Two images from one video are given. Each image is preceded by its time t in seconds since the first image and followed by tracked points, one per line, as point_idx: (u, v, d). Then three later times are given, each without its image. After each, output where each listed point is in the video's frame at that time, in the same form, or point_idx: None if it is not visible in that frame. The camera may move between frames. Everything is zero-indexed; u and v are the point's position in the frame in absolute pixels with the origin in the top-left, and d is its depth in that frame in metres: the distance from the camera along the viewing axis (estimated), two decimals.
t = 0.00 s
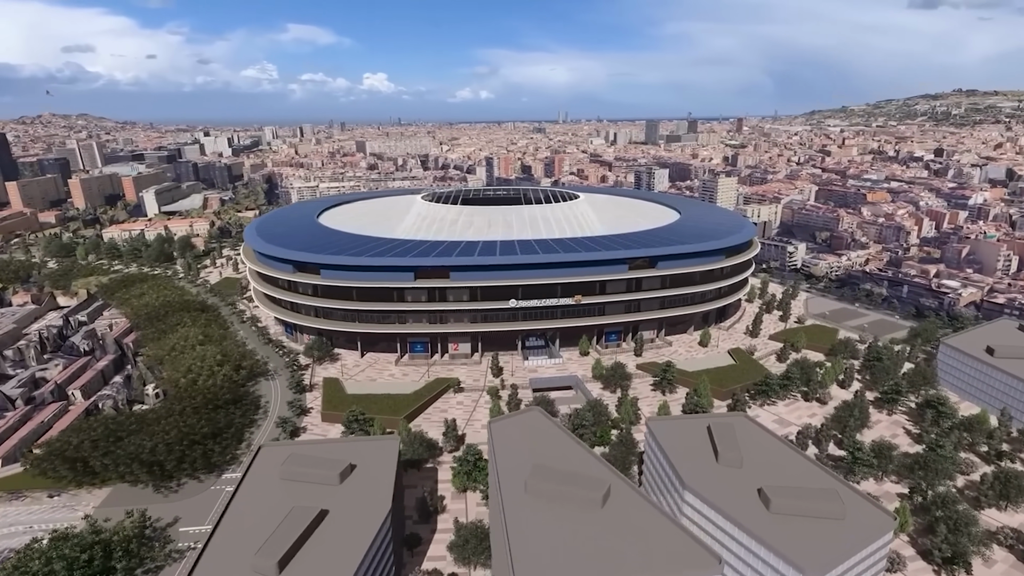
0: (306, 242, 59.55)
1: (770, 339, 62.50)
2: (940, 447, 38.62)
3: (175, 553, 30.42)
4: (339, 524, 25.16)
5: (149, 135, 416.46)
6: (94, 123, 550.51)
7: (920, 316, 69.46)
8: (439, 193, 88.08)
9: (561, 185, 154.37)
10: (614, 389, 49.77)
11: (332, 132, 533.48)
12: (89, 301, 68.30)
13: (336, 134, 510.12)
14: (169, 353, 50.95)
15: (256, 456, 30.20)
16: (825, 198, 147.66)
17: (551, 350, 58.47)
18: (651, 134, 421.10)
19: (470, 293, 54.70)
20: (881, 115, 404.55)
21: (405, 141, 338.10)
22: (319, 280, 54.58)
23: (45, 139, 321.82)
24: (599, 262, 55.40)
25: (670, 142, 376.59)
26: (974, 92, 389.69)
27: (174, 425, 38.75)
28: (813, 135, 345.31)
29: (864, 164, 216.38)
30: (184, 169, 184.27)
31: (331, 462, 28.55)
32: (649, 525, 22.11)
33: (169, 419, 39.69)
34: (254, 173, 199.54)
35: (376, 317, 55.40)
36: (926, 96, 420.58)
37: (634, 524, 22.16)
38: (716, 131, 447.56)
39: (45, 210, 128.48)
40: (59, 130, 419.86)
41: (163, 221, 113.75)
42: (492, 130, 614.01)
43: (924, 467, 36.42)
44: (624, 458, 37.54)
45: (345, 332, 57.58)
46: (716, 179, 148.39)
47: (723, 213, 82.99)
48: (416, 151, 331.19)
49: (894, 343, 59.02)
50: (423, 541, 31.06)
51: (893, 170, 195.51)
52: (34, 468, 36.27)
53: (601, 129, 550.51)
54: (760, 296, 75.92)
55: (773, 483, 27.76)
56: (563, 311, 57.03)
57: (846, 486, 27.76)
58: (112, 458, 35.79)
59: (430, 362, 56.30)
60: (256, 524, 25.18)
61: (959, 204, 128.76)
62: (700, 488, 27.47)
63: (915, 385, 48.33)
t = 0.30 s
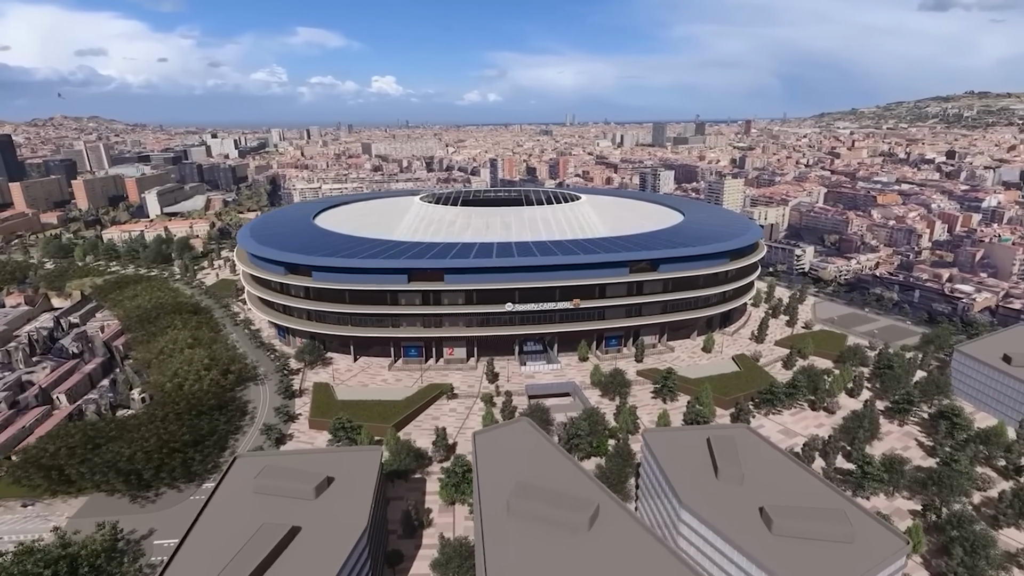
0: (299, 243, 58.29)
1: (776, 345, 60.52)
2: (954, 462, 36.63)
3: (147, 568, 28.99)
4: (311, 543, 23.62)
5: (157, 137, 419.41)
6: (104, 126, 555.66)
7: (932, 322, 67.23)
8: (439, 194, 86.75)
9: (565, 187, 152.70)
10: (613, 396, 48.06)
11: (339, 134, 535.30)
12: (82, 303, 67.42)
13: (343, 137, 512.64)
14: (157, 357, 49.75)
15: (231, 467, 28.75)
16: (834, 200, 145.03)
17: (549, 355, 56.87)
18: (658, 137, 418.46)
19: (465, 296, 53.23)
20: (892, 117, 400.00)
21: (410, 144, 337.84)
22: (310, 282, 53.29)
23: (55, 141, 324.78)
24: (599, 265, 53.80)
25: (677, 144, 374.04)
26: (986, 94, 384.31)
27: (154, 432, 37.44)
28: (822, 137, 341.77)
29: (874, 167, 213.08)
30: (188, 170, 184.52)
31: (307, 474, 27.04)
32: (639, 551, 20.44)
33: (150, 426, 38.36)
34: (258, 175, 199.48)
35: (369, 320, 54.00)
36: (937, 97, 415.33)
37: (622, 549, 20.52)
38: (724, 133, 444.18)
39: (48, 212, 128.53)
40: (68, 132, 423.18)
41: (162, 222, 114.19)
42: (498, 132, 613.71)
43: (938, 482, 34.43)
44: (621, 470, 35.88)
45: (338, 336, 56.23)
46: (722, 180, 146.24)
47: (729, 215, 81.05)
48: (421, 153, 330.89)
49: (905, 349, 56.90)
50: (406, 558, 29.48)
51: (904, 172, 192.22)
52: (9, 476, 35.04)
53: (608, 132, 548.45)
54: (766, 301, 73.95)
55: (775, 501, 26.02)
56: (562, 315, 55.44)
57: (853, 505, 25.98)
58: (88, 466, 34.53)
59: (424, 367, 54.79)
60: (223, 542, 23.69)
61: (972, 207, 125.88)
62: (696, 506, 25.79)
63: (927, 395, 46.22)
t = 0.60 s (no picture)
0: (292, 244, 57.09)
1: (783, 350, 58.58)
2: (971, 477, 34.65)
3: None
4: (279, 562, 22.09)
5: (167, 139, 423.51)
6: (115, 128, 561.18)
7: (945, 328, 64.97)
8: (438, 196, 85.57)
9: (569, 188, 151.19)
10: (611, 404, 46.43)
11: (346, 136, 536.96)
12: (75, 304, 66.51)
13: (350, 138, 514.20)
14: (145, 360, 48.62)
15: (203, 479, 27.39)
16: (843, 203, 142.40)
17: (547, 360, 55.27)
18: (666, 140, 416.14)
19: (459, 299, 51.78)
20: (903, 119, 395.05)
21: (416, 145, 337.64)
22: (302, 284, 52.10)
23: (64, 142, 327.85)
24: (599, 268, 52.24)
25: (685, 146, 371.70)
26: (1000, 96, 378.61)
27: (133, 438, 36.21)
28: (831, 140, 337.85)
29: (886, 169, 209.67)
30: (193, 172, 184.93)
31: (281, 487, 25.58)
32: None
33: (130, 432, 37.11)
34: (262, 177, 199.51)
35: (361, 323, 52.71)
36: (950, 100, 409.68)
37: None
38: (732, 135, 440.88)
39: (51, 212, 128.67)
40: (79, 134, 427.16)
41: (163, 222, 113.73)
42: (504, 134, 613.34)
43: (953, 499, 32.50)
44: (616, 483, 34.24)
45: (331, 339, 54.99)
46: (729, 182, 144.07)
47: (734, 217, 79.16)
48: (427, 155, 330.51)
49: (917, 356, 54.80)
50: None
51: (916, 174, 188.84)
52: None
53: (615, 134, 546.57)
54: (772, 305, 71.94)
55: (777, 523, 24.26)
56: (560, 319, 53.88)
57: (860, 525, 24.23)
58: (64, 474, 33.29)
59: (418, 372, 53.39)
60: (186, 561, 22.19)
61: (986, 210, 123.06)
62: (693, 526, 24.07)
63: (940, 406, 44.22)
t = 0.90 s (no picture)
0: (285, 245, 56.01)
1: (790, 357, 56.61)
2: (987, 494, 32.70)
3: None
4: None
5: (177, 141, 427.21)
6: (127, 130, 567.12)
7: (959, 334, 62.69)
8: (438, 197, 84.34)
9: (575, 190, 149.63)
10: (609, 412, 44.81)
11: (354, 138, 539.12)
12: (69, 306, 65.77)
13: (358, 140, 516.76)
14: (133, 363, 47.59)
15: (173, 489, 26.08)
16: (854, 205, 139.70)
17: (545, 365, 53.70)
18: (674, 142, 413.52)
19: (454, 302, 50.39)
20: (915, 121, 389.79)
21: (423, 147, 337.63)
22: (293, 285, 50.95)
23: (76, 143, 331.55)
24: (598, 270, 50.61)
25: (693, 148, 368.92)
26: (1015, 97, 372.55)
27: (112, 445, 35.06)
28: (842, 142, 333.64)
29: (897, 171, 206.22)
30: (199, 173, 185.38)
31: (252, 500, 24.14)
32: None
33: (109, 438, 35.94)
34: (268, 178, 199.65)
35: (353, 326, 51.46)
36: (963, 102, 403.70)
37: None
38: (741, 137, 437.40)
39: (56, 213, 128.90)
40: (90, 137, 431.45)
41: (165, 223, 113.40)
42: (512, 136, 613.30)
43: (969, 518, 30.58)
44: (611, 496, 32.53)
45: (323, 342, 53.77)
46: (737, 184, 141.81)
47: (741, 219, 77.20)
48: (433, 157, 330.19)
49: (930, 364, 52.67)
50: None
51: (928, 177, 185.32)
52: None
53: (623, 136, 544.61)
54: (779, 309, 69.94)
55: (778, 546, 22.53)
56: (558, 323, 52.30)
57: (869, 550, 22.46)
58: (38, 482, 32.15)
59: (412, 376, 52.03)
60: None
61: (1002, 212, 120.03)
62: (687, 549, 22.41)
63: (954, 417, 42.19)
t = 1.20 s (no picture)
0: (280, 245, 55.01)
1: (797, 363, 54.62)
2: (1006, 513, 30.68)
3: None
4: None
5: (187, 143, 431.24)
6: (139, 133, 573.70)
7: (975, 341, 60.37)
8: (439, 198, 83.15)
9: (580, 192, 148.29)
10: (606, 419, 43.19)
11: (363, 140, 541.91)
12: (65, 307, 65.23)
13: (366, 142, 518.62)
14: (121, 365, 46.68)
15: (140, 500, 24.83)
16: (865, 207, 136.96)
17: (543, 370, 52.15)
18: (684, 144, 411.06)
19: (449, 305, 49.06)
20: (929, 123, 384.13)
21: (430, 149, 337.87)
22: (285, 287, 49.89)
23: (86, 145, 334.95)
24: (596, 273, 49.04)
25: (703, 151, 366.01)
26: None
27: (89, 450, 33.99)
28: (854, 144, 329.29)
29: (911, 173, 202.55)
30: (206, 175, 186.28)
31: (220, 514, 22.74)
32: None
33: (87, 443, 34.90)
34: (274, 179, 200.02)
35: (346, 329, 50.25)
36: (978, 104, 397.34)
37: None
38: (751, 139, 433.38)
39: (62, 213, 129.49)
40: (102, 138, 436.33)
41: (168, 224, 113.32)
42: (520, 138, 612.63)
43: (986, 539, 28.68)
44: (604, 511, 30.92)
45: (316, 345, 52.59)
46: (745, 185, 139.62)
47: (747, 220, 75.27)
48: (440, 158, 330.24)
49: (944, 372, 50.53)
50: None
51: (942, 179, 181.66)
52: None
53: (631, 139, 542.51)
54: (786, 314, 67.92)
55: (778, 571, 20.86)
56: (556, 327, 50.78)
57: None
58: (12, 489, 31.15)
59: (405, 381, 50.65)
60: None
61: (1019, 216, 116.91)
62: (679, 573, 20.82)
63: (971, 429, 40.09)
